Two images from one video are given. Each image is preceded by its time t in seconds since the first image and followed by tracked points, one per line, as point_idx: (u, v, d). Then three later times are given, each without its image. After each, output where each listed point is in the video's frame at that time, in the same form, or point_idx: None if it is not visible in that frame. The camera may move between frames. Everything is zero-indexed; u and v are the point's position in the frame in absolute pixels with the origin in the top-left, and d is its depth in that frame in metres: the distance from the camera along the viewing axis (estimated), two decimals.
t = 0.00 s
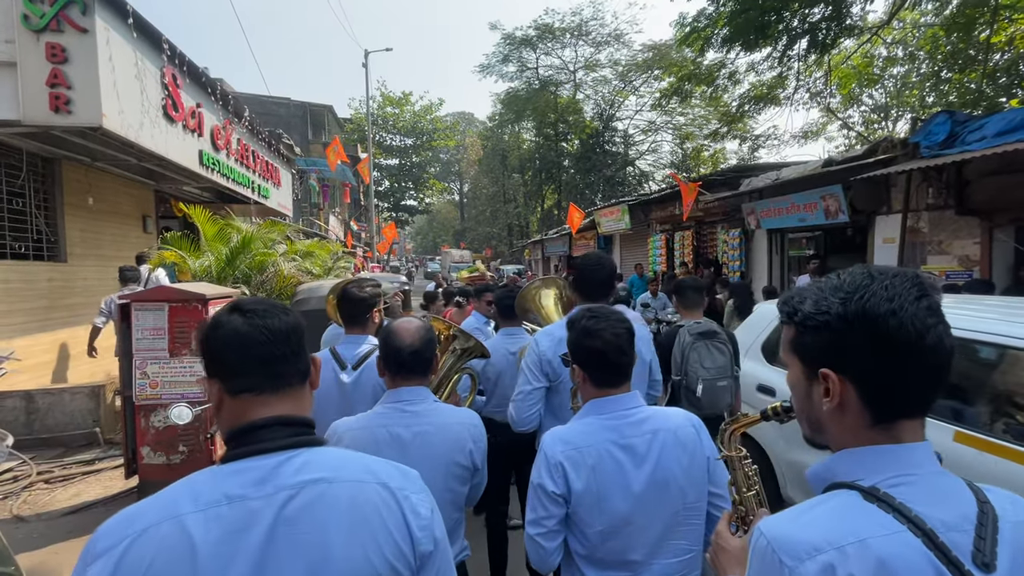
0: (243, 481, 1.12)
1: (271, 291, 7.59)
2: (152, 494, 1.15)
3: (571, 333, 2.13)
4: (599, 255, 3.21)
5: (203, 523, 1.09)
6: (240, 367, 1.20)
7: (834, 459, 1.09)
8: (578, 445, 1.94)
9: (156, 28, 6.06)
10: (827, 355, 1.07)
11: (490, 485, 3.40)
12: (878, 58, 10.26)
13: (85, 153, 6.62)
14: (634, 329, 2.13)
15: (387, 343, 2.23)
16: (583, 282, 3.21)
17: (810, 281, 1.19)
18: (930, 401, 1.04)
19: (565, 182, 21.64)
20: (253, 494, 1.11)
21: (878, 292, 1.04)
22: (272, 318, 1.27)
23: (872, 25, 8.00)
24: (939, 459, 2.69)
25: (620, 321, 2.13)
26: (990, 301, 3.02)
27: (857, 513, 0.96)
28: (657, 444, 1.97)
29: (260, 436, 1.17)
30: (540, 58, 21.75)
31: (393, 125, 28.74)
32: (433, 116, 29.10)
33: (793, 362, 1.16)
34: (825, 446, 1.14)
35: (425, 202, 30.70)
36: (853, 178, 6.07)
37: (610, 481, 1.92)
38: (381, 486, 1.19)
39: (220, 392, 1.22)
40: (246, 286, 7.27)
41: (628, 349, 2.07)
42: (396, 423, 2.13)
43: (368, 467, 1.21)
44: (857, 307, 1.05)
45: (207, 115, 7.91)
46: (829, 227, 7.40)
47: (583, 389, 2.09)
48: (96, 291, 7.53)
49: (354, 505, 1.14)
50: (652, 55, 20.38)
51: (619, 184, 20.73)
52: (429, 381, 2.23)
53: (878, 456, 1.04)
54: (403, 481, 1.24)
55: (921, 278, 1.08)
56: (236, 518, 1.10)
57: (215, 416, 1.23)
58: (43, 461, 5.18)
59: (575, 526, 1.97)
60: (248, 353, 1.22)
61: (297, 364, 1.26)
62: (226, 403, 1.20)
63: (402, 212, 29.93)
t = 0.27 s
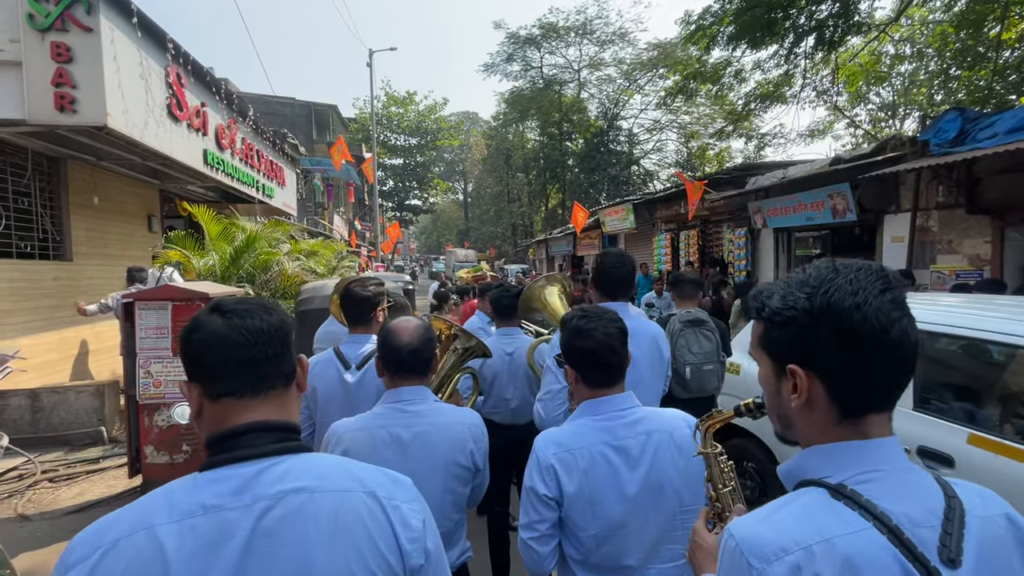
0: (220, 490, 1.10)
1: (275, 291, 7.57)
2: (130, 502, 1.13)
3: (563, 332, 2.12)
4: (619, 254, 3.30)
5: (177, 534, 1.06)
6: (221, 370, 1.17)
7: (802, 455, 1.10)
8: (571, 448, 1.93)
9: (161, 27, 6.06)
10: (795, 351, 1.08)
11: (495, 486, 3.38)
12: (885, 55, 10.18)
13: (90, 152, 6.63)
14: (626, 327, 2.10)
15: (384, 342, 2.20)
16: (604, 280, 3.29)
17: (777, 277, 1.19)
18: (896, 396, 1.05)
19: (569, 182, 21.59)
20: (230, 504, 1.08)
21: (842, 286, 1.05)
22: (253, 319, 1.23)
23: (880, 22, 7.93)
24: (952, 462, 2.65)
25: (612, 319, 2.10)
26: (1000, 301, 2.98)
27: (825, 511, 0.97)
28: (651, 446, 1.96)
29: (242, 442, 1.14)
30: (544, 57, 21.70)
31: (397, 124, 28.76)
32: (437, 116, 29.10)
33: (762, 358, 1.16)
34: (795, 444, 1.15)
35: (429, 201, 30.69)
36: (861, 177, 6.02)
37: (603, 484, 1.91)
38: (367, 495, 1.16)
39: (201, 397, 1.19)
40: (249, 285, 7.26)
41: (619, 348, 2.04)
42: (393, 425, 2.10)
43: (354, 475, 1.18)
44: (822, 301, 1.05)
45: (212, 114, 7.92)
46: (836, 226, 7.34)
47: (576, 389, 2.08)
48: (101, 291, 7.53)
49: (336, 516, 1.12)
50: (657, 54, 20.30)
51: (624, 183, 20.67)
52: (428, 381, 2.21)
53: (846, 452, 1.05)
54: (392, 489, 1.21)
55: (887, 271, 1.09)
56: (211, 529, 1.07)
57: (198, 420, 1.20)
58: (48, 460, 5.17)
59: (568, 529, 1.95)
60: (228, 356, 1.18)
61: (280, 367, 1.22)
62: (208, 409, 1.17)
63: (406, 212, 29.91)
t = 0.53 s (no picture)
0: (221, 489, 1.09)
1: (280, 291, 7.59)
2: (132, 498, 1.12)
3: (565, 332, 2.15)
4: (642, 253, 3.36)
5: (174, 530, 1.06)
6: (229, 372, 1.17)
7: (761, 438, 1.16)
8: (575, 448, 1.93)
9: (167, 28, 6.08)
10: (746, 336, 1.15)
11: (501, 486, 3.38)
12: (891, 53, 10.14)
13: (96, 152, 6.64)
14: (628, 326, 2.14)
15: (388, 342, 2.19)
16: (627, 281, 3.31)
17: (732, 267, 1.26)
18: (845, 376, 1.11)
19: (573, 181, 21.56)
20: (231, 504, 1.07)
21: (787, 273, 1.11)
22: (263, 321, 1.22)
23: (887, 21, 7.90)
24: (962, 463, 2.63)
25: (615, 319, 2.13)
26: (1010, 301, 2.96)
27: (774, 491, 1.03)
28: (655, 445, 1.95)
29: (247, 442, 1.13)
30: (548, 57, 21.69)
31: (401, 124, 28.79)
32: (441, 116, 29.13)
33: (719, 345, 1.23)
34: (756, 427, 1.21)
35: (433, 201, 30.69)
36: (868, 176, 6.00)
37: (606, 484, 1.90)
38: (370, 497, 1.15)
39: (209, 398, 1.19)
40: (255, 285, 7.26)
41: (622, 347, 2.07)
42: (399, 424, 2.09)
43: (357, 477, 1.16)
44: (769, 288, 1.12)
45: (217, 115, 7.94)
46: (842, 225, 7.32)
47: (578, 389, 2.10)
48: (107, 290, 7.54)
49: (339, 519, 1.10)
50: (661, 53, 20.25)
51: (628, 183, 20.62)
52: (432, 380, 2.21)
53: (797, 435, 1.11)
54: (396, 491, 1.20)
55: (834, 257, 1.15)
56: (211, 528, 1.06)
57: (204, 421, 1.21)
58: (54, 459, 5.18)
59: (574, 529, 1.95)
60: (236, 359, 1.18)
61: (288, 369, 1.22)
62: (216, 408, 1.18)
63: (410, 212, 29.92)
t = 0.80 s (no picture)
0: (230, 489, 1.09)
1: (284, 291, 7.59)
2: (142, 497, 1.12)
3: (568, 331, 2.14)
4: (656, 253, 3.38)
5: (185, 531, 1.06)
6: (240, 371, 1.17)
7: (733, 437, 1.18)
8: (579, 446, 1.94)
9: (171, 28, 6.09)
10: (715, 337, 1.17)
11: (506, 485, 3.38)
12: (896, 52, 10.11)
13: (101, 152, 6.66)
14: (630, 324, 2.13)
15: (391, 342, 2.19)
16: (643, 281, 3.31)
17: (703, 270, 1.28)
18: (812, 374, 1.13)
19: (575, 181, 21.55)
20: (240, 504, 1.07)
21: (751, 274, 1.14)
22: (273, 321, 1.22)
23: (891, 19, 7.88)
24: (969, 463, 2.62)
25: (618, 317, 2.12)
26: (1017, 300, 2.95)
27: (741, 491, 1.05)
28: (657, 445, 1.95)
29: (257, 442, 1.13)
30: (550, 56, 21.67)
31: (404, 124, 28.82)
32: (443, 116, 29.15)
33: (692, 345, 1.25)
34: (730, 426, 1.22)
35: (435, 201, 30.71)
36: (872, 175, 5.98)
37: (610, 483, 1.90)
38: (379, 501, 1.14)
39: (219, 398, 1.18)
40: (258, 285, 7.27)
41: (625, 346, 2.08)
42: (406, 424, 2.10)
43: (367, 480, 1.16)
44: (734, 289, 1.14)
45: (221, 115, 7.95)
46: (847, 224, 7.30)
47: (583, 387, 2.10)
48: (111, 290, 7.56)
49: (347, 522, 1.09)
50: (664, 52, 20.23)
51: (631, 182, 20.59)
52: (437, 380, 2.21)
53: (766, 433, 1.14)
54: (405, 495, 1.19)
55: (797, 257, 1.18)
56: (221, 528, 1.06)
57: (214, 421, 1.20)
58: (60, 458, 5.20)
59: (579, 528, 1.95)
60: (247, 359, 1.17)
61: (298, 369, 1.22)
62: (226, 407, 1.17)
63: (412, 212, 29.94)
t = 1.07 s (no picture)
0: (233, 487, 1.09)
1: (285, 289, 7.60)
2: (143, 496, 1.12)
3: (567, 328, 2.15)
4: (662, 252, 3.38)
5: (187, 530, 1.05)
6: (242, 369, 1.17)
7: (719, 433, 1.19)
8: (577, 442, 1.94)
9: (172, 27, 6.09)
10: (700, 334, 1.18)
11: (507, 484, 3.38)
12: (898, 50, 10.09)
13: (103, 151, 6.67)
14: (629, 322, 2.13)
15: (393, 339, 2.20)
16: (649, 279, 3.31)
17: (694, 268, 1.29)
18: (795, 373, 1.14)
19: (577, 179, 21.55)
20: (243, 502, 1.07)
21: (736, 273, 1.15)
22: (274, 318, 1.23)
23: (894, 17, 7.87)
24: (970, 462, 2.62)
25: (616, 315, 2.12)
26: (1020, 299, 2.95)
27: (722, 485, 1.06)
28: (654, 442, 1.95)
29: (259, 440, 1.13)
30: (552, 54, 21.65)
31: (405, 123, 28.86)
32: (445, 114, 29.16)
33: (680, 343, 1.27)
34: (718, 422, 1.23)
35: (437, 199, 30.71)
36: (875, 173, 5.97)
37: (607, 479, 1.90)
38: (382, 500, 1.14)
39: (220, 395, 1.18)
40: (260, 284, 7.28)
41: (623, 343, 2.08)
42: (408, 421, 2.10)
43: (369, 479, 1.16)
44: (718, 288, 1.16)
45: (222, 114, 7.96)
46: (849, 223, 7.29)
47: (582, 383, 2.11)
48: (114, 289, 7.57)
49: (348, 521, 1.10)
50: (665, 50, 20.21)
51: (632, 180, 20.58)
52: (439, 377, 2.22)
53: (751, 429, 1.14)
54: (407, 495, 1.19)
55: (782, 257, 1.18)
56: (222, 527, 1.06)
57: (215, 419, 1.20)
58: (63, 456, 5.21)
59: (576, 523, 1.96)
60: (249, 356, 1.18)
61: (299, 366, 1.22)
62: (227, 403, 1.17)
63: (414, 211, 29.96)
